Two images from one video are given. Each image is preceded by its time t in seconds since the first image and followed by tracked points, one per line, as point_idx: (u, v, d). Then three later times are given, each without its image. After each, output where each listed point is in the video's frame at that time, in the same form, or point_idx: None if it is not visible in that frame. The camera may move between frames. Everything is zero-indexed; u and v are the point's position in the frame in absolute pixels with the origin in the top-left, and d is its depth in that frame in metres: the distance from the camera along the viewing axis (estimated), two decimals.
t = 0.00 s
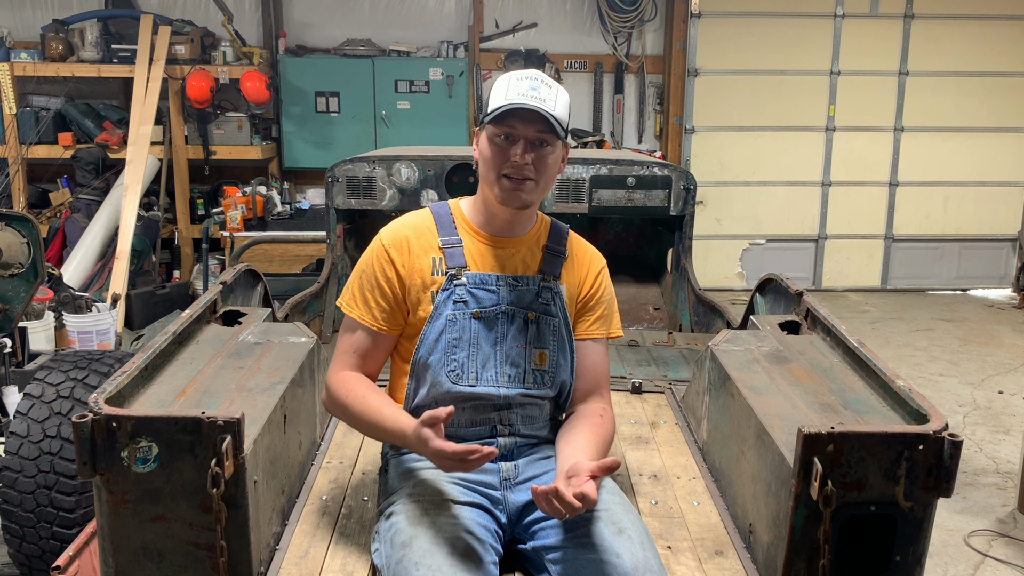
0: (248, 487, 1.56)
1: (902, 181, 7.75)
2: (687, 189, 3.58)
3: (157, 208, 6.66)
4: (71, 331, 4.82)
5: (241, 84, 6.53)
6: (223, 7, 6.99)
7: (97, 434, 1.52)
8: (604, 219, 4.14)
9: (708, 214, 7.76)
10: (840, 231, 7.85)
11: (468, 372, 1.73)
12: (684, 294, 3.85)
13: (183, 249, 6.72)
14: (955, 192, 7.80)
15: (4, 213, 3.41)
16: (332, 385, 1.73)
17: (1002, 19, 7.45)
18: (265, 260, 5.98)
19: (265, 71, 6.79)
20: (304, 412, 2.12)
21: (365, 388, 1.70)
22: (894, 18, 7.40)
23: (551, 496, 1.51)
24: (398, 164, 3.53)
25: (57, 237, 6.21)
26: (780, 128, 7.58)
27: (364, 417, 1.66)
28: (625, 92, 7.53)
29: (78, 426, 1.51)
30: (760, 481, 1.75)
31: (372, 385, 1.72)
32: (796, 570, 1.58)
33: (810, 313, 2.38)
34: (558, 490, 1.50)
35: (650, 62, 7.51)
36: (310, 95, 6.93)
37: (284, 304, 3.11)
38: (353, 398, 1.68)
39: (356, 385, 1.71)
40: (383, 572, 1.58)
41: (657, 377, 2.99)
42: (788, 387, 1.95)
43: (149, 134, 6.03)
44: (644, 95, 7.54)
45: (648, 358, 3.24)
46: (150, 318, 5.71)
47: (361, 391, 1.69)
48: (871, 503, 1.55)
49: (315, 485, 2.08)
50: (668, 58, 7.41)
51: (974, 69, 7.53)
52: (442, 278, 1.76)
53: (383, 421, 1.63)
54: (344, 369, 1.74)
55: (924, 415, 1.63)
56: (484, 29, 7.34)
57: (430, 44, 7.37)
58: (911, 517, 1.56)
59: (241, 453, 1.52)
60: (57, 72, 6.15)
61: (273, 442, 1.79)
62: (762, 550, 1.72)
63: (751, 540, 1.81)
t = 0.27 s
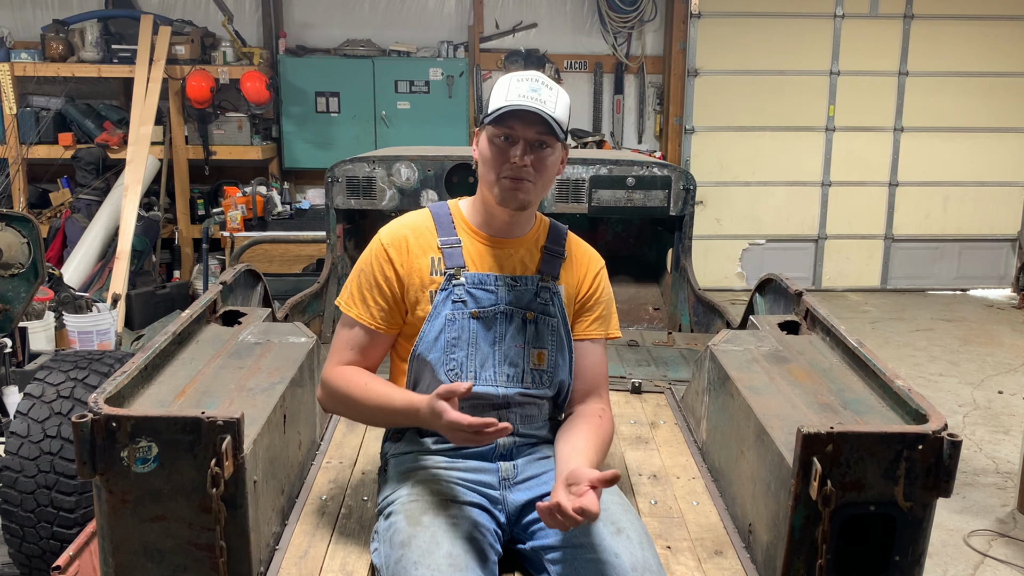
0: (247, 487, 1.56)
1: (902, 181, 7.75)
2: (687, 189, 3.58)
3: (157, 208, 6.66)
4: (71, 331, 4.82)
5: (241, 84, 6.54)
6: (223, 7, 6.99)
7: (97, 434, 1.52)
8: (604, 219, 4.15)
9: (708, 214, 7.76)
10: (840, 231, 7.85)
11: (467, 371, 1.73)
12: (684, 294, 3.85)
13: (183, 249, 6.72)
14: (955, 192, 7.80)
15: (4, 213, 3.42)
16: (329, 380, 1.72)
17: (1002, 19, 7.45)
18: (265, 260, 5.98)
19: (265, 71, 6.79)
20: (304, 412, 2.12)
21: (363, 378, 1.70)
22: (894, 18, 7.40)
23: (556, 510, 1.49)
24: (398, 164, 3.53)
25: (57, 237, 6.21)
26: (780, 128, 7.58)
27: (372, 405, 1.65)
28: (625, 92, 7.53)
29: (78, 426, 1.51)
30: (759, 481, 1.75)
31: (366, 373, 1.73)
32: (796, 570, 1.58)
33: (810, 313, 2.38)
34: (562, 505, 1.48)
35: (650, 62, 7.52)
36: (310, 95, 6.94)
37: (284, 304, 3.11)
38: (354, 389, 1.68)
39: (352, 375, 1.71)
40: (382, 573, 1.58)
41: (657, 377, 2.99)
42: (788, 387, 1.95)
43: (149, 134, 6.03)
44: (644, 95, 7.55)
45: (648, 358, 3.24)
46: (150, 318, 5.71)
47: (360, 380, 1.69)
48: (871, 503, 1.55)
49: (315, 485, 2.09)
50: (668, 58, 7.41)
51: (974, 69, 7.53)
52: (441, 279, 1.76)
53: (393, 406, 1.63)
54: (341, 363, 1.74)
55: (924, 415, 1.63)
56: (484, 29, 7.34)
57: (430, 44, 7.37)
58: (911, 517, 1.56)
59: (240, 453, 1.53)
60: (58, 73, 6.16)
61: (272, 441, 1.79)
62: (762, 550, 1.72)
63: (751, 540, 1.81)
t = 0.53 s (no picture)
0: (248, 487, 1.56)
1: (902, 181, 7.75)
2: (687, 189, 3.58)
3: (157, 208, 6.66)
4: (71, 331, 4.82)
5: (241, 84, 6.54)
6: (223, 7, 6.99)
7: (97, 434, 1.52)
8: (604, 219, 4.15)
9: (708, 214, 7.76)
10: (840, 231, 7.85)
11: (468, 372, 1.73)
12: (684, 294, 3.85)
13: (183, 249, 6.72)
14: (955, 192, 7.80)
15: (4, 213, 3.42)
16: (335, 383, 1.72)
17: (1002, 19, 7.46)
18: (265, 260, 5.98)
19: (265, 71, 6.79)
20: (304, 412, 2.12)
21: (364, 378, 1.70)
22: (894, 18, 7.40)
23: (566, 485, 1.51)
24: (399, 164, 3.53)
25: (57, 237, 6.21)
26: (780, 129, 7.58)
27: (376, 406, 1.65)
28: (625, 92, 7.54)
29: (78, 426, 1.51)
30: (760, 481, 1.75)
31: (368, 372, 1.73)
32: (796, 570, 1.58)
33: (810, 313, 2.38)
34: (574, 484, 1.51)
35: (650, 62, 7.52)
36: (310, 95, 6.94)
37: (284, 304, 3.12)
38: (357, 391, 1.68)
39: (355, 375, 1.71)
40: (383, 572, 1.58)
41: (657, 377, 2.99)
42: (788, 387, 1.95)
43: (149, 134, 6.03)
44: (644, 95, 7.55)
45: (648, 358, 3.24)
46: (150, 318, 5.71)
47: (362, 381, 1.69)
48: (871, 503, 1.55)
49: (315, 485, 2.09)
50: (668, 58, 7.41)
51: (974, 69, 7.53)
52: (442, 279, 1.76)
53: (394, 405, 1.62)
54: (340, 363, 1.74)
55: (924, 415, 1.63)
56: (484, 29, 7.34)
57: (430, 44, 7.37)
58: (911, 517, 1.56)
59: (241, 453, 1.53)
60: (58, 73, 6.16)
61: (273, 441, 1.79)
62: (762, 550, 1.72)
63: (751, 540, 1.81)
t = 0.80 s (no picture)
0: (248, 487, 1.56)
1: (902, 181, 7.75)
2: (687, 189, 3.58)
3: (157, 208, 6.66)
4: (71, 331, 4.82)
5: (241, 84, 6.54)
6: (223, 7, 6.99)
7: (97, 434, 1.52)
8: (604, 219, 4.15)
9: (708, 214, 7.76)
10: (840, 231, 7.85)
11: (468, 373, 1.73)
12: (684, 294, 3.85)
13: (183, 249, 6.72)
14: (955, 192, 7.80)
15: (4, 213, 3.41)
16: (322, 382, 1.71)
17: (1002, 19, 7.46)
18: (265, 261, 5.98)
19: (265, 71, 6.79)
20: (304, 412, 2.12)
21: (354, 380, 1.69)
22: (894, 18, 7.40)
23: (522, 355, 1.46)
24: (399, 164, 3.53)
25: (57, 237, 6.21)
26: (780, 129, 7.58)
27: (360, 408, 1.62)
28: (625, 92, 7.54)
29: (78, 426, 1.51)
30: (759, 481, 1.75)
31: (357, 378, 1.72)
32: (796, 570, 1.58)
33: (810, 313, 2.38)
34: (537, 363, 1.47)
35: (650, 62, 7.53)
36: (310, 95, 6.94)
37: (284, 304, 3.12)
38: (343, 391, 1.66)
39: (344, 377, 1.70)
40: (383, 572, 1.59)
41: (657, 377, 2.99)
42: (788, 387, 1.95)
43: (149, 134, 6.03)
44: (644, 95, 7.55)
45: (648, 358, 3.24)
46: (150, 318, 5.71)
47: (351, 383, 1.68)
48: (871, 503, 1.55)
49: (315, 485, 2.09)
50: (668, 58, 7.41)
51: (974, 69, 7.53)
52: (442, 280, 1.76)
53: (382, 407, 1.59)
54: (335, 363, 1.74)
55: (924, 415, 1.63)
56: (484, 29, 7.34)
57: (430, 44, 7.37)
58: (911, 517, 1.56)
59: (241, 453, 1.53)
60: (57, 73, 6.16)
61: (273, 441, 1.79)
62: (762, 549, 1.72)
63: (751, 540, 1.81)
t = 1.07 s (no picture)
0: (248, 487, 1.56)
1: (902, 181, 7.75)
2: (687, 189, 3.58)
3: (157, 208, 6.66)
4: (71, 331, 4.82)
5: (241, 84, 6.54)
6: (223, 7, 6.99)
7: (97, 434, 1.52)
8: (604, 219, 4.15)
9: (708, 214, 7.76)
10: (840, 231, 7.85)
11: (467, 373, 1.73)
12: (684, 294, 3.85)
13: (183, 249, 6.72)
14: (955, 192, 7.80)
15: (4, 213, 3.41)
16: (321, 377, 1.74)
17: (1003, 19, 7.46)
18: (265, 261, 5.98)
19: (265, 71, 6.79)
20: (304, 412, 2.12)
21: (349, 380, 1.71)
22: (894, 18, 7.40)
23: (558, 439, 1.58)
24: (398, 164, 3.53)
25: (57, 237, 6.22)
26: (780, 129, 7.58)
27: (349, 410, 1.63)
28: (625, 92, 7.54)
29: (78, 426, 1.51)
30: (759, 481, 1.75)
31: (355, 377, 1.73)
32: (796, 570, 1.58)
33: (810, 313, 2.38)
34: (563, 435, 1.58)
35: (650, 62, 7.53)
36: (310, 96, 6.94)
37: (284, 304, 3.11)
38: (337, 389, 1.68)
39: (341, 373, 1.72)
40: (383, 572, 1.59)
41: (657, 377, 2.99)
42: (788, 387, 1.95)
43: (149, 134, 6.04)
44: (644, 95, 7.55)
45: (648, 358, 3.24)
46: (150, 318, 5.71)
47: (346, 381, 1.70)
48: (871, 503, 1.55)
49: (315, 485, 2.09)
50: (668, 58, 7.41)
51: (974, 69, 7.53)
52: (440, 280, 1.76)
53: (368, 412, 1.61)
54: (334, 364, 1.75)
55: (924, 415, 1.63)
56: (484, 29, 7.34)
57: (430, 44, 7.37)
58: (910, 517, 1.56)
59: (240, 452, 1.53)
60: (57, 72, 6.16)
61: (273, 441, 1.79)
62: (762, 549, 1.72)
63: (751, 540, 1.81)
